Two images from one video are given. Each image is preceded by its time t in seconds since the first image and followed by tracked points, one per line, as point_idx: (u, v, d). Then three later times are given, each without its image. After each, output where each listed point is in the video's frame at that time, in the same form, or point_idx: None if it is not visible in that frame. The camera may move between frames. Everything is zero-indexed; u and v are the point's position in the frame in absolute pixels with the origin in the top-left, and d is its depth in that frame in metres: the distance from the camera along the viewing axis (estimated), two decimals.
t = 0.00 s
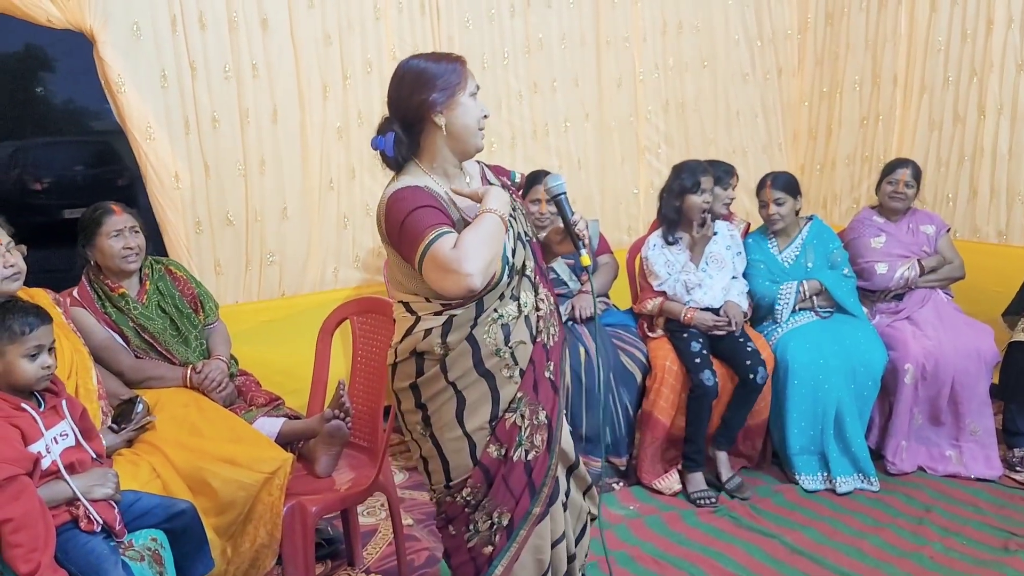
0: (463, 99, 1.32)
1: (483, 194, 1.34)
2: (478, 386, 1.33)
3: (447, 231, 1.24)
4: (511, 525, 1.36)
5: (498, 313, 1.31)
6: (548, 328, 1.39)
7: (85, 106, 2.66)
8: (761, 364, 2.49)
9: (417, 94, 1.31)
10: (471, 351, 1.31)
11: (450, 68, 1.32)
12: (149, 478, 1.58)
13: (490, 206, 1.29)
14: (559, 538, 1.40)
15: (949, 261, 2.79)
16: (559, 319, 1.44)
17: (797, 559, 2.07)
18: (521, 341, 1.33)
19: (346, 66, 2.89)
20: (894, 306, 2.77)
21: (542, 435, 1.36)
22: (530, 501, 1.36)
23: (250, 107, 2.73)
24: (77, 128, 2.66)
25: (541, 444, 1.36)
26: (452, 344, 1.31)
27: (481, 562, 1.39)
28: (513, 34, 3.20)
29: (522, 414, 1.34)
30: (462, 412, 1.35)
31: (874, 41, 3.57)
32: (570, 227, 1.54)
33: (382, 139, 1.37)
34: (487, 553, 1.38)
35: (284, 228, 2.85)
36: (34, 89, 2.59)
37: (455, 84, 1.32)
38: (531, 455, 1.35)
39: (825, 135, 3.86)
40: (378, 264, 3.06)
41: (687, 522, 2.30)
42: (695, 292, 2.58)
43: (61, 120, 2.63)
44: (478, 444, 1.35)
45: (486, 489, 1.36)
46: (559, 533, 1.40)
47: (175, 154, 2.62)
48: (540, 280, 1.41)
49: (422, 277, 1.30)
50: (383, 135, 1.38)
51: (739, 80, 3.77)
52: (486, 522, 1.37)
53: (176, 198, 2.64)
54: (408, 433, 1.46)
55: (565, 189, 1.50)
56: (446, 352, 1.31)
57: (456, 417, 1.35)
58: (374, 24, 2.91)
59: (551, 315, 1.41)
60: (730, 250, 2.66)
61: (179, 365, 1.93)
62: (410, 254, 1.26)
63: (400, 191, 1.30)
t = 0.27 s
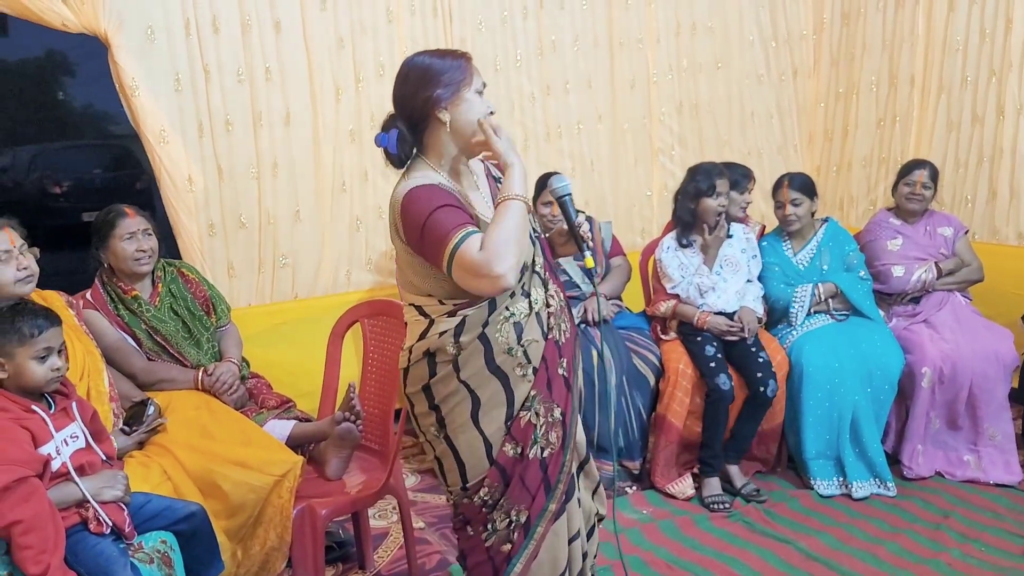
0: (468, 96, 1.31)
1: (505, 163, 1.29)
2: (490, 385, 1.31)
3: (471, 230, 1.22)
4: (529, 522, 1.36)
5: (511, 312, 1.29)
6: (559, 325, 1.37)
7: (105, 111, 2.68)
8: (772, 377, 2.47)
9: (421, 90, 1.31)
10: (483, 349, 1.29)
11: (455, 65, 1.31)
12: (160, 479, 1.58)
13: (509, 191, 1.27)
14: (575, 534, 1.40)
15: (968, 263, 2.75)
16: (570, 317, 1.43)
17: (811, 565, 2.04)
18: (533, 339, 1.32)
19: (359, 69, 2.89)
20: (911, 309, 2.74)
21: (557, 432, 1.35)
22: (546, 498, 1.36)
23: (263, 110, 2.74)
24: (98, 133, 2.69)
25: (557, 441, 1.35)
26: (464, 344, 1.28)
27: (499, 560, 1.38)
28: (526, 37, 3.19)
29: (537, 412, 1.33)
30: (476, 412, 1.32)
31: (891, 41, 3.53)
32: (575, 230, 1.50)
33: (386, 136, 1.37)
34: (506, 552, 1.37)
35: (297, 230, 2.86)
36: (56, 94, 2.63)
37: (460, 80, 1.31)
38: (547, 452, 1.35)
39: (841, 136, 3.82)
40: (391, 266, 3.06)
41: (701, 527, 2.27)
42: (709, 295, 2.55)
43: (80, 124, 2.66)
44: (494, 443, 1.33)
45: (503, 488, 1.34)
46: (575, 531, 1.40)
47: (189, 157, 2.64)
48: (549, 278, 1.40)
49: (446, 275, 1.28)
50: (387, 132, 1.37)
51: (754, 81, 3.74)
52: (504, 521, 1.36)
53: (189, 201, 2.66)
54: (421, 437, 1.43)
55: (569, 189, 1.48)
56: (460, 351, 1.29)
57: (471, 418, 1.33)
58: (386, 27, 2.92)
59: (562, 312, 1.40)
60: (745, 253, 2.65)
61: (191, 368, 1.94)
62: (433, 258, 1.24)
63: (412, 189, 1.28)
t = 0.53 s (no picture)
0: (481, 102, 1.30)
1: (520, 156, 1.24)
2: (501, 396, 1.28)
3: (490, 231, 1.17)
4: (542, 533, 1.32)
5: (521, 320, 1.27)
6: (568, 334, 1.35)
7: (122, 115, 2.71)
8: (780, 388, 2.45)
9: (432, 98, 1.29)
10: (495, 360, 1.26)
11: (467, 72, 1.30)
12: (168, 483, 1.59)
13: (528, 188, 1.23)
14: (586, 543, 1.37)
15: (981, 266, 2.73)
16: (577, 325, 1.41)
17: (822, 571, 2.02)
18: (544, 349, 1.30)
19: (368, 73, 2.90)
20: (924, 313, 2.71)
21: (567, 441, 1.32)
22: (558, 508, 1.32)
23: (273, 114, 2.75)
24: (114, 137, 2.71)
25: (567, 450, 1.32)
26: (475, 355, 1.26)
27: (512, 572, 1.34)
28: (535, 40, 3.19)
29: (549, 422, 1.30)
30: (488, 423, 1.30)
31: (903, 43, 3.50)
32: (581, 242, 1.50)
33: (398, 143, 1.34)
34: (519, 564, 1.34)
35: (307, 234, 2.87)
36: (73, 98, 2.64)
37: (471, 87, 1.30)
38: (558, 462, 1.31)
39: (853, 138, 3.79)
40: (400, 270, 3.06)
41: (711, 532, 2.25)
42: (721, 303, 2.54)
43: (97, 128, 2.69)
44: (506, 455, 1.30)
45: (515, 499, 1.31)
46: (587, 540, 1.37)
47: (200, 161, 2.64)
48: (556, 285, 1.38)
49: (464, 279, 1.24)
50: (398, 139, 1.35)
51: (766, 83, 3.72)
52: (517, 533, 1.32)
53: (200, 207, 2.65)
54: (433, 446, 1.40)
55: (572, 201, 1.48)
56: (471, 362, 1.27)
57: (483, 429, 1.30)
58: (395, 31, 2.92)
59: (570, 319, 1.37)
60: (762, 261, 2.59)
61: (200, 372, 1.94)
62: (451, 261, 1.19)
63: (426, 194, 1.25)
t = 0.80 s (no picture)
0: (487, 100, 1.30)
1: (526, 152, 1.24)
2: (505, 393, 1.28)
3: (496, 227, 1.17)
4: (543, 532, 1.32)
5: (526, 318, 1.27)
6: (571, 332, 1.35)
7: (130, 117, 2.72)
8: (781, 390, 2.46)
9: (439, 97, 1.29)
10: (500, 356, 1.26)
11: (472, 70, 1.30)
12: (170, 485, 1.59)
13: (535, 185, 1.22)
14: (588, 545, 1.37)
15: (986, 266, 2.72)
16: (580, 324, 1.41)
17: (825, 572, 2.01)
18: (549, 347, 1.29)
19: (372, 75, 2.90)
20: (929, 314, 2.70)
21: (570, 441, 1.32)
22: (559, 507, 1.33)
23: (277, 116, 2.76)
24: (123, 139, 2.73)
25: (570, 450, 1.33)
26: (481, 351, 1.25)
27: (512, 571, 1.35)
28: (540, 41, 3.19)
29: (553, 421, 1.30)
30: (492, 422, 1.29)
31: (909, 43, 3.49)
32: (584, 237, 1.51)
33: (405, 143, 1.33)
34: (519, 562, 1.34)
35: (312, 236, 2.87)
36: (82, 100, 2.66)
37: (478, 85, 1.29)
38: (560, 462, 1.32)
39: (859, 139, 3.78)
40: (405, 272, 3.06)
41: (714, 534, 2.25)
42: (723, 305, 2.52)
43: (105, 130, 2.70)
44: (509, 453, 1.30)
45: (517, 498, 1.31)
46: (588, 541, 1.37)
47: (204, 163, 2.65)
48: (561, 284, 1.38)
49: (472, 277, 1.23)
50: (405, 139, 1.34)
51: (771, 84, 3.71)
52: (518, 531, 1.32)
53: (204, 208, 2.66)
54: (433, 446, 1.39)
55: (576, 197, 1.47)
56: (476, 359, 1.26)
57: (487, 427, 1.29)
58: (399, 33, 2.93)
59: (574, 319, 1.37)
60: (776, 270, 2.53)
61: (203, 373, 1.95)
62: (459, 259, 1.18)
63: (433, 192, 1.24)
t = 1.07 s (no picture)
0: (493, 105, 1.30)
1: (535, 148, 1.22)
2: (505, 396, 1.28)
3: (501, 227, 1.16)
4: (537, 538, 1.32)
5: (528, 321, 1.27)
6: (571, 337, 1.36)
7: (136, 119, 2.73)
8: (769, 386, 2.49)
9: (446, 102, 1.29)
10: (501, 358, 1.26)
11: (478, 74, 1.30)
12: (172, 485, 1.60)
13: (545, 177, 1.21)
14: (582, 551, 1.37)
15: (988, 266, 2.72)
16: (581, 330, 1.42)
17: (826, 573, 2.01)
18: (549, 352, 1.30)
19: (376, 76, 2.91)
20: (931, 314, 2.69)
21: (566, 446, 1.32)
22: (553, 513, 1.32)
23: (280, 118, 2.77)
24: (129, 141, 2.74)
25: (566, 456, 1.33)
26: (482, 353, 1.25)
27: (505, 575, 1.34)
28: (543, 42, 3.20)
29: (550, 425, 1.31)
30: (490, 424, 1.29)
31: (912, 45, 3.50)
32: (587, 242, 1.50)
33: (410, 147, 1.34)
34: (512, 567, 1.33)
35: (314, 237, 2.88)
36: (88, 102, 2.67)
37: (484, 90, 1.30)
38: (556, 467, 1.32)
39: (862, 140, 3.77)
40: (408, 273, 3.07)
41: (716, 534, 2.24)
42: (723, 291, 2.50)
43: (111, 132, 2.71)
44: (505, 457, 1.30)
45: (512, 502, 1.31)
46: (582, 547, 1.37)
47: (207, 164, 2.66)
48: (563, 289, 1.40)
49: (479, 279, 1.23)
50: (410, 143, 1.35)
51: (774, 85, 3.71)
52: (511, 536, 1.32)
53: (208, 208, 2.68)
54: (427, 449, 1.38)
55: (581, 202, 1.45)
56: (476, 361, 1.26)
57: (484, 431, 1.29)
58: (403, 35, 2.94)
59: (574, 324, 1.39)
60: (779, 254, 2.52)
61: (206, 374, 1.96)
62: (464, 260, 1.18)
63: (436, 196, 1.24)
